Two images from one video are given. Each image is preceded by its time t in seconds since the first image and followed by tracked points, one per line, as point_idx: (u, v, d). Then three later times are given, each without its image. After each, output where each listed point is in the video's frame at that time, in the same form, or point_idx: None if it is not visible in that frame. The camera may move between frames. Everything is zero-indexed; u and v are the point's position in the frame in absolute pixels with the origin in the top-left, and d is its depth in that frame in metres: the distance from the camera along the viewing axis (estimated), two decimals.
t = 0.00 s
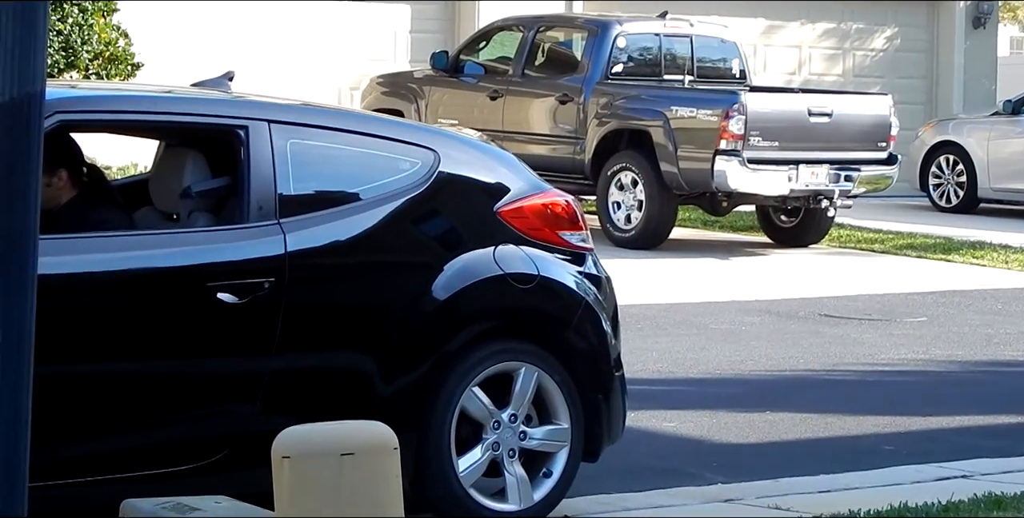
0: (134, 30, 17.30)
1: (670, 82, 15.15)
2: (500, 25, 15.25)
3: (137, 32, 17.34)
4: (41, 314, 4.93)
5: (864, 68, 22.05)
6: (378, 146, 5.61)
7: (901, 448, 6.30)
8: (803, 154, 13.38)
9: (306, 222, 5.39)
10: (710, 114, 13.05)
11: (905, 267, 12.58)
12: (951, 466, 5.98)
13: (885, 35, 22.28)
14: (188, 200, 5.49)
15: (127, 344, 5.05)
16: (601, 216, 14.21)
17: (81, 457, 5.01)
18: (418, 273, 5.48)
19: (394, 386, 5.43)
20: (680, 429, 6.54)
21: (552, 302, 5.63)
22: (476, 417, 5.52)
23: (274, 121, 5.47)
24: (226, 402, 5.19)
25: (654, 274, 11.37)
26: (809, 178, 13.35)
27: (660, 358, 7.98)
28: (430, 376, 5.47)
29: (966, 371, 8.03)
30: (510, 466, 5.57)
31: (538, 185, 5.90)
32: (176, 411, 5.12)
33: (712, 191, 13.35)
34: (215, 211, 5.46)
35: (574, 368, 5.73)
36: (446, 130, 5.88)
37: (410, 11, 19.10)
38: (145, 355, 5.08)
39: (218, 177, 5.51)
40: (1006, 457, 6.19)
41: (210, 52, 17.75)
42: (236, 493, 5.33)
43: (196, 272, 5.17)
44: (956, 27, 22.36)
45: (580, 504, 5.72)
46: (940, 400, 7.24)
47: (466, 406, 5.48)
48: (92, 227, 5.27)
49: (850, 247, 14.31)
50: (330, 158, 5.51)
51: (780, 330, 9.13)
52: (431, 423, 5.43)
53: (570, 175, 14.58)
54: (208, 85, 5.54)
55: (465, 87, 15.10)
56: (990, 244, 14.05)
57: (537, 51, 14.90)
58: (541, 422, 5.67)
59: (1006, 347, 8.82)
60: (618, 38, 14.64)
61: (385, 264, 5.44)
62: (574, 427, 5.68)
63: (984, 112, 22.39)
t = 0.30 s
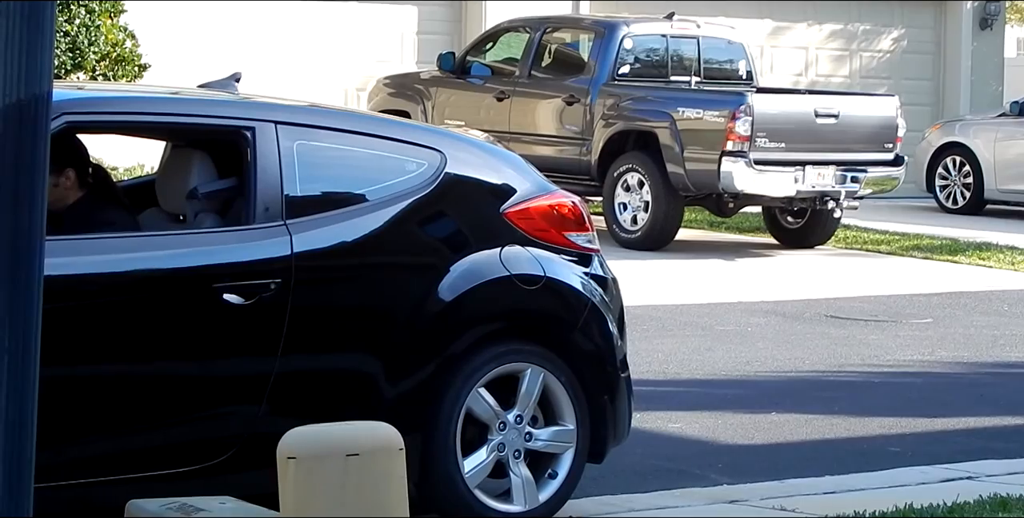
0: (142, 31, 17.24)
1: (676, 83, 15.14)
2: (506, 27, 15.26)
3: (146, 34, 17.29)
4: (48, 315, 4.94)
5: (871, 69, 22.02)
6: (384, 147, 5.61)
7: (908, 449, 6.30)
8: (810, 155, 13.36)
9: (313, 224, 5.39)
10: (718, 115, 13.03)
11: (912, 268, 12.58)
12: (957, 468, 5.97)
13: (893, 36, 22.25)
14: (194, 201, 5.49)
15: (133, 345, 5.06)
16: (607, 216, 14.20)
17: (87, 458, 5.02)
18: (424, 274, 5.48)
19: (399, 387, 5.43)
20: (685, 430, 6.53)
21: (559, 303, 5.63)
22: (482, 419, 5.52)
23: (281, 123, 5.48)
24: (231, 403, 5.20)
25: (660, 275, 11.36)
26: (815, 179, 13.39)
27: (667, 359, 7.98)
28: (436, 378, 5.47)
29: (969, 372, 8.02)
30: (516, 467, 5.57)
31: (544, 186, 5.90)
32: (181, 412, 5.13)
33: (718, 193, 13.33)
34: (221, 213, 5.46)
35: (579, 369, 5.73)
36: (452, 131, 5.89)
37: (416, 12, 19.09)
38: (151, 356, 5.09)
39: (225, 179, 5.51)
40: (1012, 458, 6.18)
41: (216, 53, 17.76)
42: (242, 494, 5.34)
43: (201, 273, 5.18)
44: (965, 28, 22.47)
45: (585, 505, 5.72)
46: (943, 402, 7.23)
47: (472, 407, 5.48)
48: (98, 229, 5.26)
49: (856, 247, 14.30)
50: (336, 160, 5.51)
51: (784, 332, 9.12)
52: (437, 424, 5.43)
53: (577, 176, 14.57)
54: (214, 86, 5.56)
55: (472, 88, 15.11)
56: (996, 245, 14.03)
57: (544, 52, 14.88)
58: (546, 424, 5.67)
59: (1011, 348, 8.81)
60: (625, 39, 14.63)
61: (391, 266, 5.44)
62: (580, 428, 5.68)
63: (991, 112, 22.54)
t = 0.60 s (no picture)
0: (149, 29, 17.33)
1: (684, 82, 15.15)
2: (514, 25, 15.31)
3: (152, 32, 17.39)
4: (56, 314, 4.95)
5: (879, 68, 22.02)
6: (392, 146, 5.61)
7: (916, 448, 6.29)
8: (817, 154, 13.35)
9: (320, 222, 5.39)
10: (725, 114, 13.03)
11: (920, 267, 12.57)
12: (964, 466, 5.97)
13: (901, 35, 22.24)
14: (202, 199, 5.49)
15: (141, 343, 5.07)
16: (615, 215, 14.18)
17: (95, 455, 5.03)
18: (430, 273, 5.48)
19: (406, 386, 5.43)
20: (693, 429, 6.53)
21: (566, 302, 5.63)
22: (490, 418, 5.52)
23: (288, 121, 5.48)
24: (239, 402, 5.21)
25: (668, 274, 11.36)
26: (824, 178, 13.34)
27: (674, 358, 7.98)
28: (443, 376, 5.47)
29: (978, 371, 8.01)
30: (523, 466, 5.57)
31: (552, 184, 5.89)
32: (189, 410, 5.14)
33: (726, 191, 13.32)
34: (230, 211, 5.47)
35: (587, 368, 5.72)
36: (460, 130, 5.88)
37: (425, 11, 19.09)
38: (159, 354, 5.10)
39: (232, 177, 5.51)
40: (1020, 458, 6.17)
41: (224, 51, 17.79)
42: (250, 493, 5.34)
43: (209, 271, 5.19)
44: (973, 27, 22.42)
45: (593, 504, 5.71)
46: (952, 401, 7.22)
47: (479, 406, 5.49)
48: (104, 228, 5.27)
49: (864, 246, 14.30)
50: (343, 158, 5.51)
51: (792, 330, 9.12)
52: (444, 423, 5.43)
53: (584, 174, 14.57)
54: (223, 84, 5.56)
55: (481, 87, 15.11)
56: (1004, 244, 14.03)
57: (552, 50, 14.90)
58: (554, 422, 5.67)
59: (1019, 348, 8.81)
60: (633, 38, 14.63)
61: (398, 264, 5.44)
62: (587, 426, 5.68)
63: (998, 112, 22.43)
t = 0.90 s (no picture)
0: (160, 28, 17.35)
1: (696, 80, 15.18)
2: (525, 23, 15.27)
3: (163, 31, 17.41)
4: (68, 312, 4.96)
5: (890, 66, 22.01)
6: (403, 144, 5.61)
7: (927, 447, 6.28)
8: (828, 152, 13.34)
9: (331, 220, 5.40)
10: (736, 112, 13.04)
11: (930, 266, 12.55)
12: (977, 465, 5.96)
13: (912, 33, 22.25)
14: (213, 198, 5.49)
15: (153, 341, 5.08)
16: (626, 213, 14.18)
17: (107, 453, 5.03)
18: (442, 271, 5.48)
19: (418, 384, 5.44)
20: (705, 427, 6.53)
21: (578, 300, 5.62)
22: (501, 416, 5.52)
23: (299, 119, 5.48)
24: (251, 400, 5.21)
25: (680, 273, 11.35)
26: (835, 176, 13.35)
27: (686, 356, 7.98)
28: (454, 375, 5.47)
29: (992, 369, 8.00)
30: (535, 464, 5.57)
31: (563, 183, 5.89)
32: (200, 408, 5.14)
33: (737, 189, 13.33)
34: (242, 209, 5.46)
35: (598, 366, 5.72)
36: (471, 128, 5.88)
37: (435, 10, 19.09)
38: (171, 351, 5.11)
39: (243, 175, 5.52)
40: None
41: (236, 50, 17.81)
42: (262, 492, 5.34)
43: (221, 269, 5.20)
44: (985, 24, 22.37)
45: (605, 502, 5.71)
46: (965, 399, 7.22)
47: (490, 404, 5.48)
48: (115, 226, 5.28)
49: (875, 245, 14.28)
50: (354, 156, 5.51)
51: (803, 328, 9.11)
52: (455, 421, 5.43)
53: (595, 173, 14.57)
54: (233, 82, 5.56)
55: (491, 85, 15.07)
56: (1016, 243, 14.01)
57: (563, 48, 14.89)
58: (565, 421, 5.67)
59: None
60: (644, 36, 14.61)
61: (409, 263, 5.44)
62: (599, 425, 5.68)
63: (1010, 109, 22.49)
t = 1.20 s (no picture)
0: (167, 26, 17.32)
1: (704, 78, 15.12)
2: (533, 22, 15.26)
3: (171, 29, 17.38)
4: (77, 312, 4.97)
5: (898, 65, 21.99)
6: (411, 144, 5.61)
7: (934, 445, 6.29)
8: (836, 150, 13.33)
9: (340, 221, 5.40)
10: (745, 111, 13.05)
11: (938, 264, 12.55)
12: (986, 464, 5.97)
13: (920, 32, 22.20)
14: (222, 197, 5.49)
15: (161, 341, 5.09)
16: (634, 212, 14.19)
17: (116, 452, 5.05)
18: (450, 271, 5.48)
19: (426, 383, 5.44)
20: (713, 426, 6.54)
21: (586, 300, 5.63)
22: (509, 415, 5.53)
23: (308, 119, 5.48)
24: (260, 399, 5.22)
25: (689, 272, 11.33)
26: (843, 175, 13.35)
27: (694, 356, 7.97)
28: (462, 374, 5.48)
29: (1000, 369, 8.00)
30: (542, 463, 5.58)
31: (571, 183, 5.89)
32: (210, 406, 5.16)
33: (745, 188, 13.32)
34: (250, 209, 5.47)
35: (607, 366, 5.72)
36: (479, 128, 5.89)
37: (443, 8, 19.07)
38: (180, 351, 5.12)
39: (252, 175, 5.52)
40: None
41: (244, 49, 17.79)
42: (271, 490, 5.36)
43: (229, 269, 5.20)
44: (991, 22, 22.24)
45: (613, 501, 5.72)
46: (974, 399, 7.22)
47: (499, 403, 5.49)
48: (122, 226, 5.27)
49: (883, 244, 14.29)
50: (362, 156, 5.52)
51: (811, 327, 9.11)
52: (463, 420, 5.44)
53: (603, 171, 14.58)
54: (242, 82, 5.56)
55: (498, 83, 15.06)
56: None
57: (571, 47, 14.88)
58: (573, 420, 5.67)
59: None
60: (652, 34, 14.59)
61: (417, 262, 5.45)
62: (606, 424, 5.68)
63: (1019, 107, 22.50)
